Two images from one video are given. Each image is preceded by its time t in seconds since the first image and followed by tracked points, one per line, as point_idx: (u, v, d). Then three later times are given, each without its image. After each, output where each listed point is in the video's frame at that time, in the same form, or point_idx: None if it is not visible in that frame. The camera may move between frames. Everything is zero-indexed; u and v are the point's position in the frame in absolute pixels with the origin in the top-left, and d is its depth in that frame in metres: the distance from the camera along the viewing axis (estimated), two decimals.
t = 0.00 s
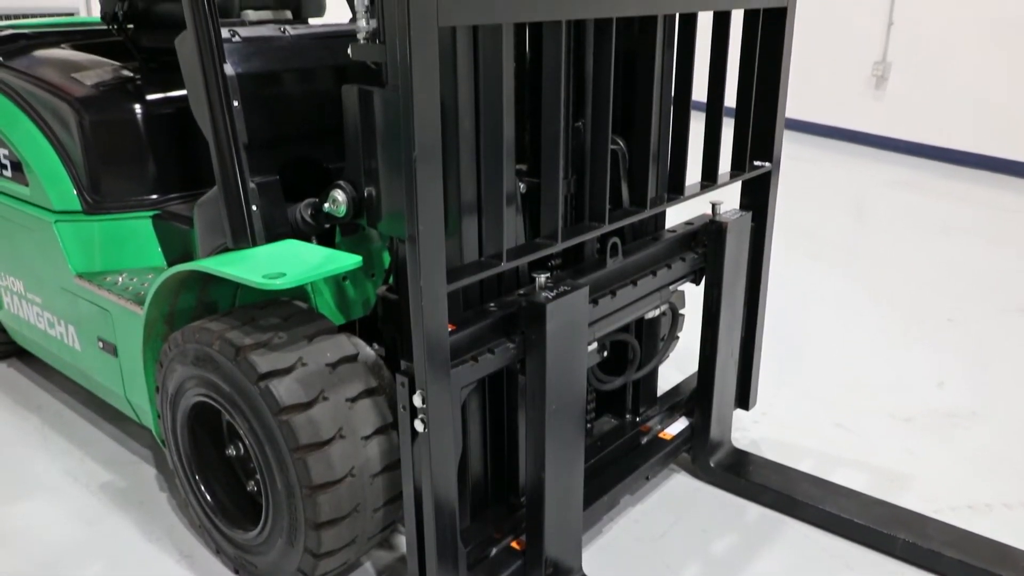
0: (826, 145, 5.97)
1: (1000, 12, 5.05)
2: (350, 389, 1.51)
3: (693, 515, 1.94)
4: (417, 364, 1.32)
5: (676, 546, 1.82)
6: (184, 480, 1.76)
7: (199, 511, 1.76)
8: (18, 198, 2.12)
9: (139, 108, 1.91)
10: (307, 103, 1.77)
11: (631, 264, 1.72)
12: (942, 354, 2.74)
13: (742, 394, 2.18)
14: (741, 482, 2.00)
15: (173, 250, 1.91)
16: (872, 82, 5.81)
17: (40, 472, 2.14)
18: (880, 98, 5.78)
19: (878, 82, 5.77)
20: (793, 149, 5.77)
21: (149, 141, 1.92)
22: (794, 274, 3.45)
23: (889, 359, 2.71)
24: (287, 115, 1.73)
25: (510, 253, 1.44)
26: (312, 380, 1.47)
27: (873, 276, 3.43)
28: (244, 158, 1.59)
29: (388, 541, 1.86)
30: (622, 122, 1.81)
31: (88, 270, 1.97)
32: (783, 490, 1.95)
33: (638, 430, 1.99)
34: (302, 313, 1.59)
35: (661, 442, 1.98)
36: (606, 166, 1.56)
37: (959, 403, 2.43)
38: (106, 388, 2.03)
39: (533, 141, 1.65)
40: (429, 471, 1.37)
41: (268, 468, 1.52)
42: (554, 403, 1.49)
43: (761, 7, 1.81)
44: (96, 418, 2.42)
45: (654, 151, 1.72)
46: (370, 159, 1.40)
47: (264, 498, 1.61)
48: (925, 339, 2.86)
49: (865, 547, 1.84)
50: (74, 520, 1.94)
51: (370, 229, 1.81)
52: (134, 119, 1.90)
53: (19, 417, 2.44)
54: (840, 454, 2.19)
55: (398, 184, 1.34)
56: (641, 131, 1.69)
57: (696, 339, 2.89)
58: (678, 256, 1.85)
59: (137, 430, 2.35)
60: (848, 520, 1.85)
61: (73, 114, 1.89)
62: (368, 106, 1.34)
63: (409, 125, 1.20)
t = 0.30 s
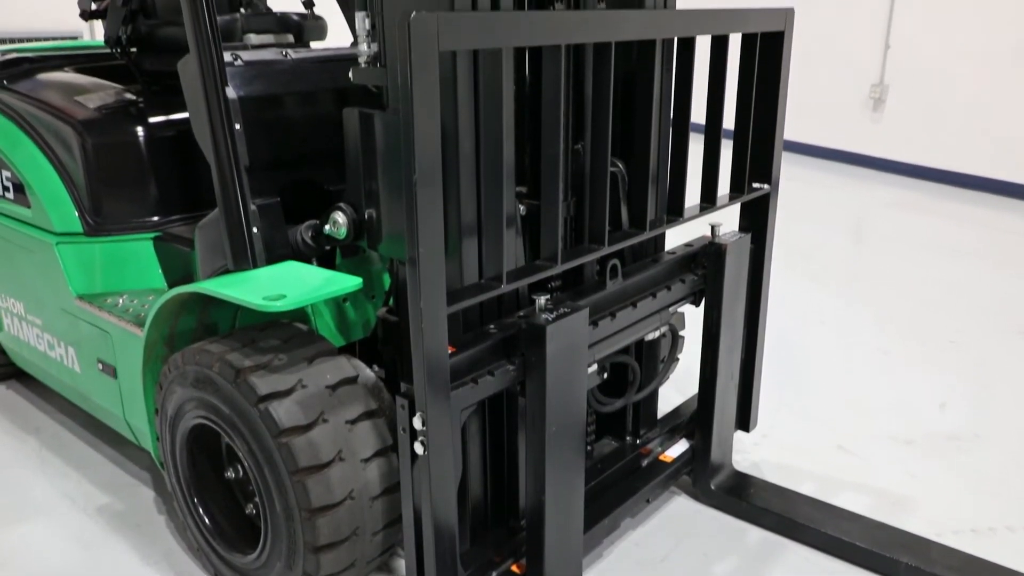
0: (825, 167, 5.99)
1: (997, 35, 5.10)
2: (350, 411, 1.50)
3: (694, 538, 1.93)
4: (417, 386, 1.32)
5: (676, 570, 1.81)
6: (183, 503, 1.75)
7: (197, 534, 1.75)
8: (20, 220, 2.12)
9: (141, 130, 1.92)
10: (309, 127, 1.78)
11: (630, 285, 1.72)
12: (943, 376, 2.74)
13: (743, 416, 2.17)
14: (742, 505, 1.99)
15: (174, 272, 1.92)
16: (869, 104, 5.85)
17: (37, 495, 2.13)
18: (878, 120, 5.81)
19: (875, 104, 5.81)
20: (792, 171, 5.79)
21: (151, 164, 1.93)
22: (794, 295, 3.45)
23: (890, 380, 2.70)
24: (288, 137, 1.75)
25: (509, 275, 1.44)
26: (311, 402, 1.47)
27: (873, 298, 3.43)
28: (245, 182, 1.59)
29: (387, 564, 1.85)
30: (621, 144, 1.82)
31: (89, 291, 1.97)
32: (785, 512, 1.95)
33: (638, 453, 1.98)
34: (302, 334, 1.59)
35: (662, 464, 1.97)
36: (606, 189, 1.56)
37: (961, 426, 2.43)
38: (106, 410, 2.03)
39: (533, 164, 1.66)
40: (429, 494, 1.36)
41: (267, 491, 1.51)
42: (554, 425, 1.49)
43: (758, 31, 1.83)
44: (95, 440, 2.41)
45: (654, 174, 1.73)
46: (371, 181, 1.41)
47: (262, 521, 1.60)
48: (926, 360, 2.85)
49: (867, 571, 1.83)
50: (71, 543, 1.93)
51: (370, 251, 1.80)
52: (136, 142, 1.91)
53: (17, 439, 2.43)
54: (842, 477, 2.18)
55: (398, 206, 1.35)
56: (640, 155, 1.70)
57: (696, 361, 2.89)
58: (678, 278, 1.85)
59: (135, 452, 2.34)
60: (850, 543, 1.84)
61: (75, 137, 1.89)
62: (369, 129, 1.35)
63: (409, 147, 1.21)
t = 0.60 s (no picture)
0: (823, 191, 6.02)
1: (992, 62, 5.14)
2: (350, 437, 1.50)
3: (695, 564, 1.91)
4: (417, 411, 1.31)
5: None
6: (182, 530, 1.75)
7: (196, 561, 1.75)
8: (22, 245, 2.13)
9: (144, 155, 1.93)
10: (311, 153, 1.80)
11: (630, 310, 1.73)
12: (944, 401, 2.73)
13: (744, 441, 2.16)
14: (744, 530, 1.98)
15: (174, 297, 1.92)
16: (867, 130, 5.89)
17: (34, 521, 2.12)
18: (875, 145, 5.84)
19: (873, 129, 5.84)
20: (791, 195, 5.81)
21: (153, 190, 1.95)
22: (794, 319, 3.46)
23: (890, 405, 2.70)
24: (290, 163, 1.76)
25: (509, 300, 1.45)
26: (311, 427, 1.47)
27: (873, 323, 3.43)
28: (247, 208, 1.59)
29: None
30: (620, 170, 1.83)
31: (89, 316, 1.98)
32: (787, 538, 1.93)
33: (639, 478, 1.97)
34: (302, 360, 1.59)
35: (663, 490, 1.96)
36: (605, 215, 1.57)
37: (963, 451, 2.42)
38: (104, 435, 2.02)
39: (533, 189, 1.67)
40: (429, 520, 1.36)
41: (266, 517, 1.50)
42: (555, 450, 1.48)
43: (756, 58, 1.84)
44: (93, 466, 2.40)
45: (653, 199, 1.74)
46: (371, 207, 1.42)
47: (261, 548, 1.59)
48: (927, 385, 2.85)
49: None
50: (68, 570, 1.92)
51: (370, 276, 1.79)
52: (139, 167, 1.93)
53: (15, 464, 2.42)
54: (843, 502, 2.17)
55: (399, 231, 1.36)
56: (639, 181, 1.71)
57: (696, 386, 2.88)
58: (677, 303, 1.86)
59: (133, 478, 2.33)
60: (853, 570, 1.82)
61: (78, 162, 1.91)
62: (370, 155, 1.37)
63: (410, 174, 1.21)
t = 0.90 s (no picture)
0: (822, 212, 6.03)
1: (989, 85, 5.17)
2: (349, 458, 1.49)
3: None
4: (417, 434, 1.31)
5: None
6: (179, 553, 1.74)
7: None
8: (22, 266, 2.13)
9: (145, 177, 1.94)
10: (312, 174, 1.81)
11: (630, 331, 1.73)
12: (944, 422, 2.72)
13: (745, 462, 2.16)
14: (745, 553, 1.97)
15: (175, 318, 1.92)
16: (865, 151, 5.91)
17: (31, 543, 2.11)
18: (874, 167, 5.86)
19: (871, 151, 5.86)
20: (791, 217, 5.83)
21: (154, 212, 1.95)
22: (794, 341, 3.46)
23: (891, 427, 2.69)
24: (290, 185, 1.77)
25: (509, 321, 1.45)
26: (311, 449, 1.47)
27: (873, 344, 3.43)
28: (247, 229, 1.59)
29: None
30: (620, 192, 1.84)
31: (89, 337, 1.98)
32: (789, 561, 1.92)
33: (640, 500, 1.96)
34: (302, 381, 1.59)
35: (664, 512, 1.95)
36: (605, 237, 1.57)
37: (964, 472, 2.41)
38: (103, 457, 2.02)
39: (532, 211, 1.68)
40: (428, 543, 1.35)
41: (264, 540, 1.50)
42: (555, 473, 1.48)
43: (754, 82, 1.86)
44: (92, 488, 2.39)
45: (652, 221, 1.74)
46: (371, 229, 1.43)
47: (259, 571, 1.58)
48: (928, 406, 2.84)
49: None
50: None
51: (370, 297, 1.78)
52: (141, 189, 1.93)
53: (13, 487, 2.41)
54: (845, 524, 2.16)
55: (399, 253, 1.37)
56: (638, 203, 1.72)
57: (697, 407, 2.88)
58: (677, 324, 1.86)
59: (132, 501, 2.32)
60: None
61: (80, 183, 1.91)
62: (371, 177, 1.38)
63: (410, 196, 1.22)
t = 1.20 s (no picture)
0: (821, 239, 6.04)
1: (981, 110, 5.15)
2: (348, 487, 1.49)
3: None
4: (417, 462, 1.31)
5: None
6: None
7: None
8: (23, 293, 2.14)
9: (147, 206, 1.94)
10: (313, 202, 1.82)
11: (630, 359, 1.73)
12: (946, 450, 2.71)
13: (746, 491, 2.14)
14: None
15: (175, 346, 1.92)
16: (863, 179, 5.92)
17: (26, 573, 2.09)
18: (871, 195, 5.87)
19: (868, 179, 5.88)
20: (789, 244, 5.85)
21: (155, 240, 1.95)
22: (794, 368, 3.46)
23: (893, 455, 2.68)
24: (291, 212, 1.78)
25: (510, 349, 1.45)
26: (310, 477, 1.46)
27: (872, 373, 3.41)
28: (248, 257, 1.60)
29: None
30: (619, 219, 1.85)
31: (89, 364, 1.98)
32: None
33: (641, 529, 1.95)
34: (301, 409, 1.59)
35: (665, 542, 1.93)
36: (604, 264, 1.58)
37: (967, 501, 2.39)
38: (100, 486, 2.01)
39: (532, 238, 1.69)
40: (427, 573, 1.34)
41: (262, 570, 1.48)
42: (555, 502, 1.47)
43: (751, 111, 1.87)
44: (89, 517, 2.37)
45: (652, 248, 1.75)
46: (372, 257, 1.44)
47: None
48: (929, 434, 2.83)
49: None
50: None
51: (370, 325, 1.79)
52: (142, 217, 1.94)
53: (10, 515, 2.39)
54: (847, 553, 2.14)
55: (399, 281, 1.37)
56: (637, 230, 1.73)
57: (697, 435, 2.87)
58: (677, 352, 1.86)
59: (129, 530, 2.30)
60: None
61: (81, 211, 1.92)
62: (373, 205, 1.39)
63: (411, 224, 1.23)
